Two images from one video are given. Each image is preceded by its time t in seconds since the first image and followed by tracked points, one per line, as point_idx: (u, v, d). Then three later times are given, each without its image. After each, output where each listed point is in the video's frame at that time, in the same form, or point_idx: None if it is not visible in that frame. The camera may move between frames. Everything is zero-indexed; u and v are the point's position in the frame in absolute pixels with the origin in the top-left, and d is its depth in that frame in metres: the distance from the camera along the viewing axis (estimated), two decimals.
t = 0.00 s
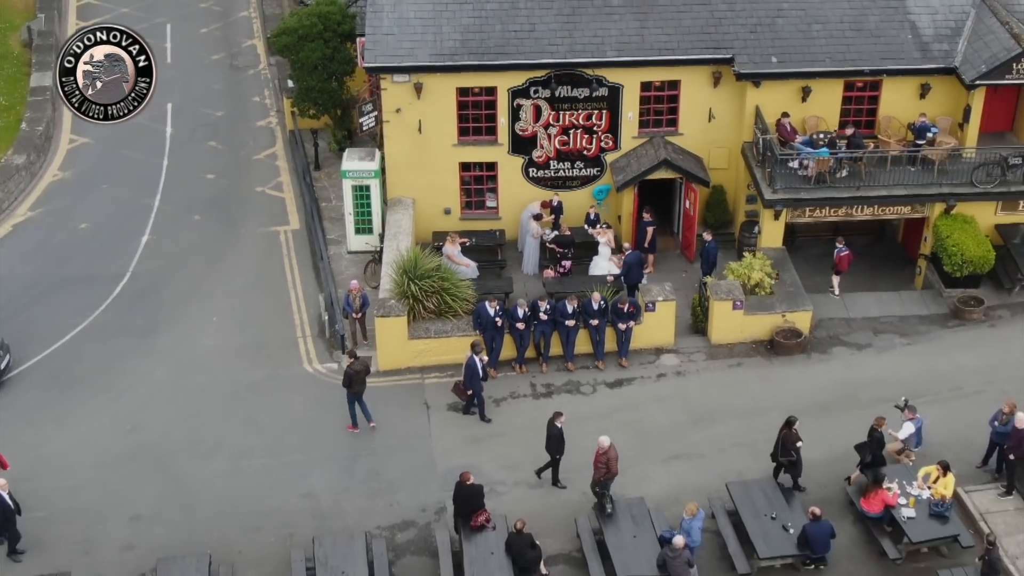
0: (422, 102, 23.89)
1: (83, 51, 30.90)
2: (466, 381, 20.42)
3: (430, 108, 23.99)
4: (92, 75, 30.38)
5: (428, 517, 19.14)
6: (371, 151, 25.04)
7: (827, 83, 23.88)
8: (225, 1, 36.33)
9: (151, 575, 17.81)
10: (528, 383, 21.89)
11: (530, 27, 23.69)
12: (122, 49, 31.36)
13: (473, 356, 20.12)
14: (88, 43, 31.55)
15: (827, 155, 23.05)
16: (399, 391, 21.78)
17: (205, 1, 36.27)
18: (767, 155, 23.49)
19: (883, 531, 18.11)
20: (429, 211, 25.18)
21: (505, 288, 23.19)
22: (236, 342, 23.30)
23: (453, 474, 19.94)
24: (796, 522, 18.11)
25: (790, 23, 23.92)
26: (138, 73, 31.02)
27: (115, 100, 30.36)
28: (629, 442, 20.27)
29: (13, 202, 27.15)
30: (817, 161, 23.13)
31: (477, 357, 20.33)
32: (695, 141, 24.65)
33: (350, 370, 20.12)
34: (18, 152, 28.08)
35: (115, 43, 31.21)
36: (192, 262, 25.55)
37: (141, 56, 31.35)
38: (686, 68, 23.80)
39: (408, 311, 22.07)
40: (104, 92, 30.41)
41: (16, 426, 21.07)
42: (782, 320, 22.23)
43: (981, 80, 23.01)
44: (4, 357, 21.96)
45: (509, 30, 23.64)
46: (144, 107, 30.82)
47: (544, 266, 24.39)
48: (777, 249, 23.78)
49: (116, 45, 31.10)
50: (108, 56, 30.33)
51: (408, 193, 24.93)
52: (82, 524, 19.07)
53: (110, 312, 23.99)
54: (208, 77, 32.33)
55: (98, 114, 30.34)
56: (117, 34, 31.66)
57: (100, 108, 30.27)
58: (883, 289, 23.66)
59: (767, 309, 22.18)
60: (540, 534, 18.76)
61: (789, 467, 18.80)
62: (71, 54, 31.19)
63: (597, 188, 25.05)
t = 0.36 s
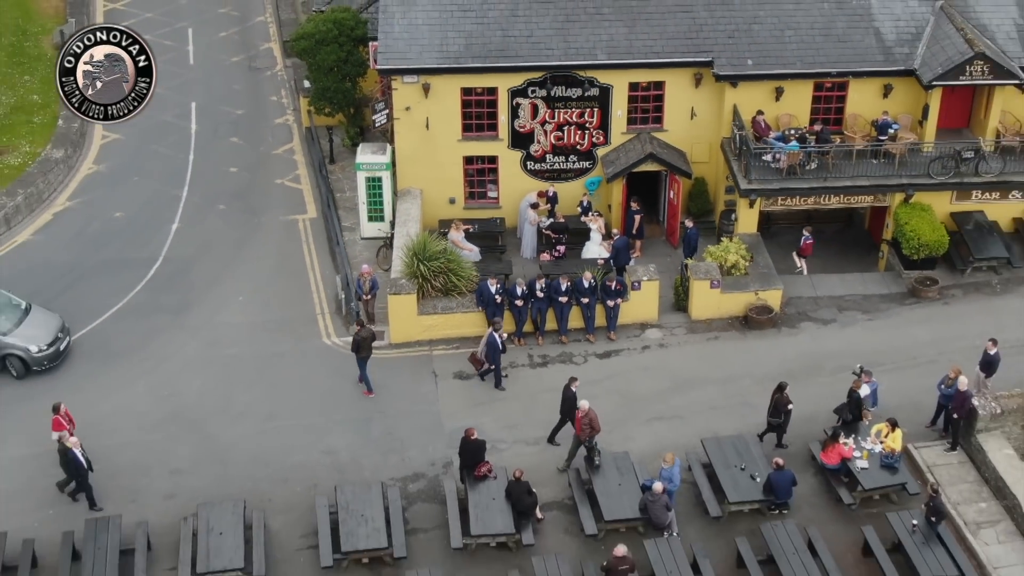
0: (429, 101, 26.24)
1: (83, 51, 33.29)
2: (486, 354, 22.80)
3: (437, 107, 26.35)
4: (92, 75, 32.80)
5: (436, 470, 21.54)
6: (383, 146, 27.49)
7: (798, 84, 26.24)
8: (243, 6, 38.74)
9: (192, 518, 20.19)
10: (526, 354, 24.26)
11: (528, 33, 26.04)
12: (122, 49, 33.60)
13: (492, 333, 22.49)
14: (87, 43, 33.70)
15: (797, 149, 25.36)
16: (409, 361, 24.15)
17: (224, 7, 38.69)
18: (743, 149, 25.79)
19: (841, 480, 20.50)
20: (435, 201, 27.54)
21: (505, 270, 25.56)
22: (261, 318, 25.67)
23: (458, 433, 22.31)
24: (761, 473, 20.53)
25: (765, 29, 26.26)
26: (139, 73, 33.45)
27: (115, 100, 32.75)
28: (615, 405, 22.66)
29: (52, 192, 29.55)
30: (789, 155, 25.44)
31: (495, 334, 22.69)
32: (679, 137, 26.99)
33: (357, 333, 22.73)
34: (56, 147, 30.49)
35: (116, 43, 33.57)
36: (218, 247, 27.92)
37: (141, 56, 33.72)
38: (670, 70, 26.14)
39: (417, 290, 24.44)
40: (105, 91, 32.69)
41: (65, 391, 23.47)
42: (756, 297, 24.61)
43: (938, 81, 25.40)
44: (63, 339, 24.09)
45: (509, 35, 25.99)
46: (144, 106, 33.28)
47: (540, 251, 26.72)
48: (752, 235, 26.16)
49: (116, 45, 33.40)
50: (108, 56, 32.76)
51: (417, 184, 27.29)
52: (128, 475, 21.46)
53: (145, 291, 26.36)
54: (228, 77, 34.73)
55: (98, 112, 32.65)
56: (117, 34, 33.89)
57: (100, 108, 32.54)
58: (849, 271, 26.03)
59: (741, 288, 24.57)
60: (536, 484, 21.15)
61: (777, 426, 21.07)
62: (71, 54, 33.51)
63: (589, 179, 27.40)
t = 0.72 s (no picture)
0: (436, 96, 28.59)
1: (83, 52, 34.59)
2: (501, 328, 25.06)
3: (442, 101, 28.71)
4: (92, 75, 34.29)
5: (443, 428, 23.91)
6: (393, 138, 29.88)
7: (774, 80, 28.59)
8: (259, 8, 41.13)
9: (226, 468, 22.56)
10: (524, 327, 26.62)
11: (526, 33, 28.40)
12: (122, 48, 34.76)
13: (507, 309, 24.80)
14: (87, 43, 34.89)
15: (773, 140, 27.68)
16: (418, 333, 26.49)
17: (241, 8, 41.09)
18: (723, 141, 28.09)
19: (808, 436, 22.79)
20: (441, 188, 29.92)
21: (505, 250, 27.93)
22: (281, 295, 28.01)
23: (463, 395, 24.68)
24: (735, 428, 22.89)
25: (744, 30, 28.62)
26: (138, 73, 35.16)
27: (115, 100, 34.33)
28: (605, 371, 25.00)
29: (85, 180, 31.94)
30: (765, 146, 27.76)
31: (510, 309, 24.98)
32: (665, 129, 29.36)
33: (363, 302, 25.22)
34: (89, 139, 32.86)
35: (116, 43, 34.77)
36: (240, 230, 30.27)
37: (141, 56, 35.17)
38: (657, 67, 28.49)
39: (425, 267, 26.81)
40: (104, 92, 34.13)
41: (106, 360, 25.84)
42: (735, 274, 26.95)
43: (902, 78, 27.75)
44: (111, 320, 26.23)
45: (509, 36, 28.34)
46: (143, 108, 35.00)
47: (538, 234, 29.05)
48: (731, 219, 28.54)
49: (115, 45, 34.67)
50: (108, 57, 34.22)
51: (424, 172, 29.66)
52: (165, 432, 23.81)
53: (175, 271, 28.73)
54: (246, 75, 37.09)
55: (98, 112, 33.95)
56: (116, 35, 35.01)
57: (99, 108, 33.90)
58: (821, 252, 28.39)
59: (720, 266, 26.93)
60: (533, 440, 23.51)
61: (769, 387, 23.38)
62: (71, 54, 34.82)
63: (583, 168, 29.75)
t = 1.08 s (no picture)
0: (443, 88, 31.14)
1: (83, 51, 35.85)
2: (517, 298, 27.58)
3: (449, 92, 31.29)
4: (92, 75, 35.77)
5: (451, 386, 26.50)
6: (403, 126, 32.45)
7: (754, 73, 31.16)
8: (275, 7, 43.69)
9: (256, 420, 25.14)
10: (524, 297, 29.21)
11: (526, 30, 30.96)
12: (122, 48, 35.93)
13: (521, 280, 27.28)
14: (85, 43, 36.13)
15: (752, 128, 30.22)
16: (428, 303, 29.08)
17: (258, 7, 43.66)
18: (707, 128, 30.63)
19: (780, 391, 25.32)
20: (448, 172, 32.49)
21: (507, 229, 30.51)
22: (302, 269, 30.58)
23: (469, 357, 27.27)
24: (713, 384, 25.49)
25: (726, 27, 31.18)
26: (139, 73, 36.67)
27: (115, 100, 35.79)
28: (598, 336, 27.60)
29: (119, 166, 34.55)
30: (745, 133, 30.30)
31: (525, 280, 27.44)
32: (654, 118, 31.93)
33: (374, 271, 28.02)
34: (121, 129, 35.47)
35: (117, 43, 35.83)
36: (262, 212, 32.85)
37: (140, 56, 36.36)
38: (647, 61, 31.06)
39: (434, 243, 29.37)
40: (102, 92, 35.73)
41: (144, 327, 28.44)
42: (717, 250, 29.52)
43: (870, 71, 30.28)
44: (156, 298, 28.58)
45: (510, 32, 30.90)
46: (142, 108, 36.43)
47: (537, 214, 31.58)
48: (714, 200, 31.10)
49: (115, 45, 35.83)
50: (109, 57, 35.65)
51: (433, 157, 32.22)
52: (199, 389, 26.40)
53: (204, 248, 31.30)
54: (265, 69, 39.66)
55: (98, 113, 35.64)
56: (116, 34, 35.98)
57: (100, 108, 35.56)
58: (796, 230, 30.98)
59: (703, 243, 29.50)
60: (532, 395, 26.10)
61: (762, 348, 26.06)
62: (71, 54, 36.07)
63: (578, 155, 32.32)
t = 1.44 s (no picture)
0: (449, 81, 33.67)
1: (83, 52, 37.91)
2: (528, 275, 30.04)
3: (455, 85, 33.80)
4: (93, 75, 37.92)
5: (457, 351, 29.09)
6: (412, 116, 35.06)
7: (737, 67, 33.73)
8: (289, 7, 46.28)
9: (281, 381, 27.70)
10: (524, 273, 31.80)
11: (526, 27, 33.53)
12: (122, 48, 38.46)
13: (534, 258, 29.77)
14: (87, 43, 38.17)
15: (734, 118, 32.77)
16: (436, 277, 31.65)
17: (273, 7, 46.25)
18: (692, 118, 33.14)
19: (757, 356, 27.85)
20: (453, 160, 35.03)
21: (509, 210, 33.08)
22: (319, 248, 33.16)
23: (474, 326, 29.84)
24: (696, 348, 28.06)
25: (711, 24, 33.76)
26: (138, 73, 38.94)
27: (114, 100, 38.08)
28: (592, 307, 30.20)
29: (148, 154, 37.14)
30: (727, 122, 32.85)
31: (537, 259, 29.94)
32: (645, 109, 34.48)
33: (376, 245, 30.74)
34: (149, 120, 38.05)
35: (116, 43, 38.43)
36: (282, 196, 35.41)
37: (140, 55, 38.90)
38: (638, 56, 33.64)
39: (440, 223, 31.90)
40: (103, 92, 38.03)
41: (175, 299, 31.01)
42: (701, 230, 32.08)
43: (843, 65, 32.80)
44: (191, 279, 30.95)
45: (511, 29, 33.46)
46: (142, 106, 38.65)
47: (536, 197, 34.07)
48: (699, 184, 33.64)
49: (115, 45, 38.35)
50: (108, 57, 38.11)
51: (439, 146, 34.76)
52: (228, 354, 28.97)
53: (228, 228, 33.86)
54: (281, 65, 42.25)
55: (98, 113, 37.92)
56: (116, 34, 38.53)
57: (99, 108, 37.86)
58: (776, 212, 33.54)
59: (689, 224, 32.07)
60: (531, 360, 28.66)
61: (754, 317, 28.40)
62: (71, 54, 37.84)
63: (575, 143, 34.84)
